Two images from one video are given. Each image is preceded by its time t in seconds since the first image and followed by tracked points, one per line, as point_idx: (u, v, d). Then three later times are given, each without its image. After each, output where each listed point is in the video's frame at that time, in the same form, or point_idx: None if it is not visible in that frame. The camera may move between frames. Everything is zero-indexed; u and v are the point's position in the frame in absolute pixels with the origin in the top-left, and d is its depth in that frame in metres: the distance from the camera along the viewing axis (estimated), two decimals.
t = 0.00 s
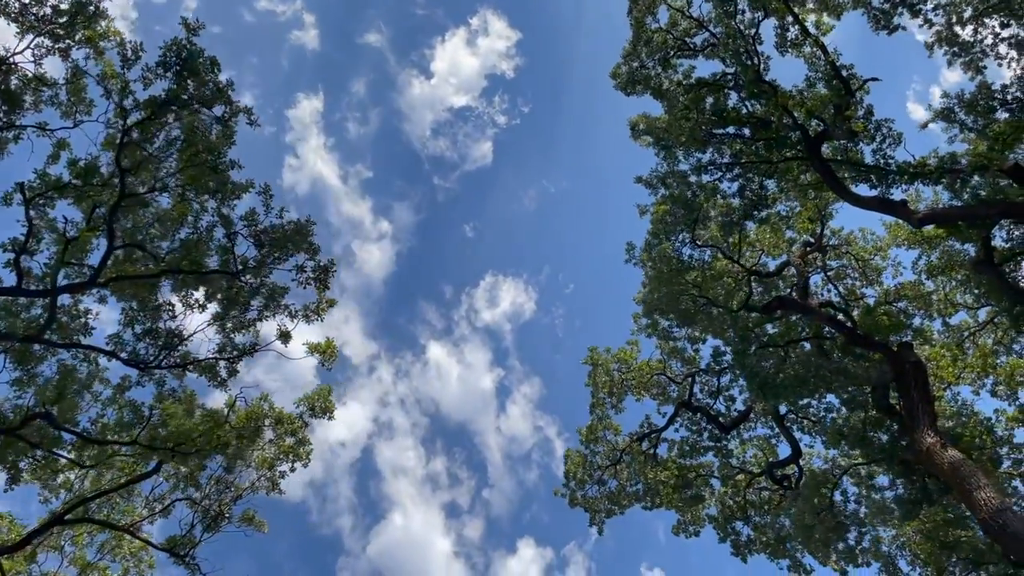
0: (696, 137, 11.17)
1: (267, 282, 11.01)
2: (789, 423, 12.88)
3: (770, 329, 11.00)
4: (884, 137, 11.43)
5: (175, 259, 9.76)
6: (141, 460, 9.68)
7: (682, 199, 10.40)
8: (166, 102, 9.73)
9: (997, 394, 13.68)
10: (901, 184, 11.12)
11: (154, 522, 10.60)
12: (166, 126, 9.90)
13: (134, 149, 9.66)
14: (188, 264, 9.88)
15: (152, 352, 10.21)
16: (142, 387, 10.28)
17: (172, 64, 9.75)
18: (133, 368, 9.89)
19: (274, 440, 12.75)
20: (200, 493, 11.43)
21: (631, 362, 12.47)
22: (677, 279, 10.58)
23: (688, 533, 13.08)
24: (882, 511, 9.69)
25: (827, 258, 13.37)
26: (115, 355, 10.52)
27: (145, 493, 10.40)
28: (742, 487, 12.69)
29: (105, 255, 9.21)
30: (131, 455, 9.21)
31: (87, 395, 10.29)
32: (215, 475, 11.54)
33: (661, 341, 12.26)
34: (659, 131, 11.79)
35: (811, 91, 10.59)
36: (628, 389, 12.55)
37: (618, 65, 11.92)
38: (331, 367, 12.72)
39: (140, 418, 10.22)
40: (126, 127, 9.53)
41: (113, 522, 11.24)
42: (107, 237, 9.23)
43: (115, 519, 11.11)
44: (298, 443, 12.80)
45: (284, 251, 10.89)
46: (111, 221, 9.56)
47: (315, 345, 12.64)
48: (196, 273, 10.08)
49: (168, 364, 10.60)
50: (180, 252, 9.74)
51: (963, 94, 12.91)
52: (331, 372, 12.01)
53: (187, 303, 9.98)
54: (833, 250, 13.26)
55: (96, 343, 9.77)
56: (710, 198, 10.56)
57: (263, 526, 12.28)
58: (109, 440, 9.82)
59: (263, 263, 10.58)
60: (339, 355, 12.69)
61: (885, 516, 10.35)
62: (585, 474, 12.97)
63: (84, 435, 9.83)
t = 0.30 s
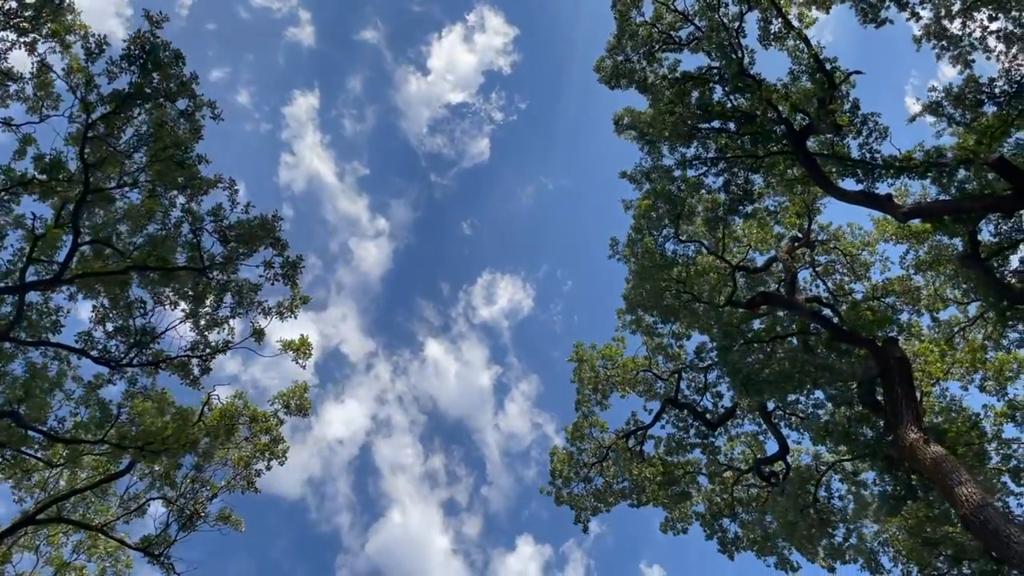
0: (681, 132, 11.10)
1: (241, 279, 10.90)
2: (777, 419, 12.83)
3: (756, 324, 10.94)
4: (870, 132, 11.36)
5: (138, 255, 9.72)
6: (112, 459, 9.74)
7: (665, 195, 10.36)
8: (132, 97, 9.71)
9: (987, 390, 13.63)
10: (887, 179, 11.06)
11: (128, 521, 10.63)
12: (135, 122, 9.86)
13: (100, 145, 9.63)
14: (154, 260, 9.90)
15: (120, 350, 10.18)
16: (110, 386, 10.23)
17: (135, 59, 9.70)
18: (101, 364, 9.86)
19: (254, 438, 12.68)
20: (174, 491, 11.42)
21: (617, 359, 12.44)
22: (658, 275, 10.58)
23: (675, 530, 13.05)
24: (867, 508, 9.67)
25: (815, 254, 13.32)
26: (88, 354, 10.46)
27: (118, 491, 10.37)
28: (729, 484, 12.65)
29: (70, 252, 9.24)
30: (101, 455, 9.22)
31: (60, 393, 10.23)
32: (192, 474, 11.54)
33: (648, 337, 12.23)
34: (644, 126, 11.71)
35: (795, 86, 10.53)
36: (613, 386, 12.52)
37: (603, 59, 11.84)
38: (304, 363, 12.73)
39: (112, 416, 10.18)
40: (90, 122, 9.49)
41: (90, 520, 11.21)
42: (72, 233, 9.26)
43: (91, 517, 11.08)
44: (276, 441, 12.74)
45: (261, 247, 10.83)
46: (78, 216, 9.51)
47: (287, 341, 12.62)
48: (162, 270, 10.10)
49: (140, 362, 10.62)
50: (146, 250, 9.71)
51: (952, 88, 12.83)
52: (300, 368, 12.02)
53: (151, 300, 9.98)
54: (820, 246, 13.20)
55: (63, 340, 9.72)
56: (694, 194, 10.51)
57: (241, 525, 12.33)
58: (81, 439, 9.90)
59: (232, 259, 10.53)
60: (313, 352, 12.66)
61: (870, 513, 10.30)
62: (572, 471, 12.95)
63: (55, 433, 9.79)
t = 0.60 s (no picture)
0: (666, 129, 11.05)
1: (218, 277, 10.87)
2: (764, 416, 12.80)
3: (742, 322, 10.91)
4: (856, 128, 11.30)
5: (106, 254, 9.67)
6: (83, 459, 9.80)
7: (649, 192, 10.32)
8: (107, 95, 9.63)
9: (975, 386, 13.60)
10: (872, 175, 11.01)
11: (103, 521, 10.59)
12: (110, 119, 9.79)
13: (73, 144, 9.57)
14: (121, 258, 9.91)
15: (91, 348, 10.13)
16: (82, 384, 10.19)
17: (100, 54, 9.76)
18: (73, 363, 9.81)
19: (232, 438, 12.71)
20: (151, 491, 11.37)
21: (604, 356, 12.40)
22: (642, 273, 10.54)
23: (663, 528, 13.02)
24: (852, 505, 9.64)
25: (803, 250, 13.28)
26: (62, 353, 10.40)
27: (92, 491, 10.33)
28: (717, 482, 12.62)
29: (36, 249, 9.24)
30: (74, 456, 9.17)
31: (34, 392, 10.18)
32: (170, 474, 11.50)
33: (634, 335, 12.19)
34: (629, 122, 11.66)
35: (780, 82, 10.48)
36: (600, 384, 12.48)
37: (589, 55, 11.79)
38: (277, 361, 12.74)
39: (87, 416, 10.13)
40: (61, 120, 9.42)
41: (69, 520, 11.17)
42: (39, 231, 9.28)
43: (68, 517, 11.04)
44: (252, 441, 12.77)
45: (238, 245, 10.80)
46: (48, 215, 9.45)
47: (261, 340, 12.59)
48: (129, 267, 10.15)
49: (111, 361, 10.66)
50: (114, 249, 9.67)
51: (939, 84, 12.78)
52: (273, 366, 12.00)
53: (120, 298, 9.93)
54: (808, 242, 13.16)
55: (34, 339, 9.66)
56: (678, 191, 10.47)
57: (216, 526, 12.36)
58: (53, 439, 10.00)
59: (201, 256, 10.50)
60: (288, 350, 12.66)
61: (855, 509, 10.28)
62: (559, 469, 12.93)
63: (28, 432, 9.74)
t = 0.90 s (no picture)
0: (653, 126, 10.98)
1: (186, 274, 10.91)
2: (754, 414, 12.75)
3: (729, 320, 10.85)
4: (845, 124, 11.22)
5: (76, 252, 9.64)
6: (56, 458, 9.88)
7: (635, 189, 10.26)
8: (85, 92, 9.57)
9: (967, 385, 13.53)
10: (861, 171, 10.93)
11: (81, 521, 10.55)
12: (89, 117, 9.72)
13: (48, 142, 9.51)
14: (89, 255, 9.92)
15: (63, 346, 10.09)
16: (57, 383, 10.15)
17: (74, 51, 9.71)
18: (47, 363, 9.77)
19: (209, 438, 12.95)
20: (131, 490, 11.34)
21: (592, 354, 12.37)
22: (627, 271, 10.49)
23: (653, 527, 12.99)
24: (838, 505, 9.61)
25: (793, 247, 13.22)
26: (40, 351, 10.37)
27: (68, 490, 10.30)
28: (706, 481, 12.57)
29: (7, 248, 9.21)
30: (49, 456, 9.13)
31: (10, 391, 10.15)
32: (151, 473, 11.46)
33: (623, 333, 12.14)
34: (616, 119, 11.59)
35: (767, 78, 10.41)
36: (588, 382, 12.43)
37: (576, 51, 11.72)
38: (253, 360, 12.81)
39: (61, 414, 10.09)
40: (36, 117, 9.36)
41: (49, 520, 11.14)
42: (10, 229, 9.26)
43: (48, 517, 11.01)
44: (229, 441, 13.10)
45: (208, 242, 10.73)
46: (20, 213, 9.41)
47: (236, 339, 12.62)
48: (99, 265, 10.19)
49: (85, 360, 10.70)
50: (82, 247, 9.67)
51: (930, 80, 12.69)
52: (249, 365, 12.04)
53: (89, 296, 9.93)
54: (798, 239, 13.09)
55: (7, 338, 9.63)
56: (665, 188, 10.40)
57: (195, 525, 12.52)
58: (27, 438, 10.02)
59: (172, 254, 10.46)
60: (262, 349, 12.63)
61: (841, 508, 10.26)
62: (547, 468, 12.91)
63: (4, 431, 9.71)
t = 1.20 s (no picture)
0: (640, 122, 10.90)
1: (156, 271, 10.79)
2: (743, 413, 12.68)
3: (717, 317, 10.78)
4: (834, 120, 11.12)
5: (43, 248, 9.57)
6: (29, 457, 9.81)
7: (621, 186, 10.19)
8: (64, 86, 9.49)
9: (959, 382, 13.46)
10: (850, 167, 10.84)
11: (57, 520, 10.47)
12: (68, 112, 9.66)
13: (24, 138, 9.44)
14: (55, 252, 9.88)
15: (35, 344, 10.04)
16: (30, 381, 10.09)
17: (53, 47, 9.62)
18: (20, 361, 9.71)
19: (184, 436, 12.87)
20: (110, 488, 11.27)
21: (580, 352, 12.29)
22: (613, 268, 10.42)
23: (642, 526, 12.92)
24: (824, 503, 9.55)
25: (783, 245, 13.14)
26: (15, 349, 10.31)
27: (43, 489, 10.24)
28: (695, 479, 12.51)
29: None
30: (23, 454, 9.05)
31: None
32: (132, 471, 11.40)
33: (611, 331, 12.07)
34: (604, 115, 11.50)
35: (753, 74, 10.32)
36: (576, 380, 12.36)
37: (563, 47, 11.64)
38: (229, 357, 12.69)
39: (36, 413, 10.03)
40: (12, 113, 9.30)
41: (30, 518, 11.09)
42: None
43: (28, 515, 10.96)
44: (205, 439, 13.04)
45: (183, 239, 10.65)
46: None
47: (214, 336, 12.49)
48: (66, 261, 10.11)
49: (56, 358, 10.67)
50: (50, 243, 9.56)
51: (922, 76, 12.59)
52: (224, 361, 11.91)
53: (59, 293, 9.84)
54: (789, 237, 13.00)
55: None
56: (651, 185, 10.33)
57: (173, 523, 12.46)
58: None
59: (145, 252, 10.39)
60: (237, 346, 12.54)
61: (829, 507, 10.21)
62: (535, 467, 12.84)
63: None
